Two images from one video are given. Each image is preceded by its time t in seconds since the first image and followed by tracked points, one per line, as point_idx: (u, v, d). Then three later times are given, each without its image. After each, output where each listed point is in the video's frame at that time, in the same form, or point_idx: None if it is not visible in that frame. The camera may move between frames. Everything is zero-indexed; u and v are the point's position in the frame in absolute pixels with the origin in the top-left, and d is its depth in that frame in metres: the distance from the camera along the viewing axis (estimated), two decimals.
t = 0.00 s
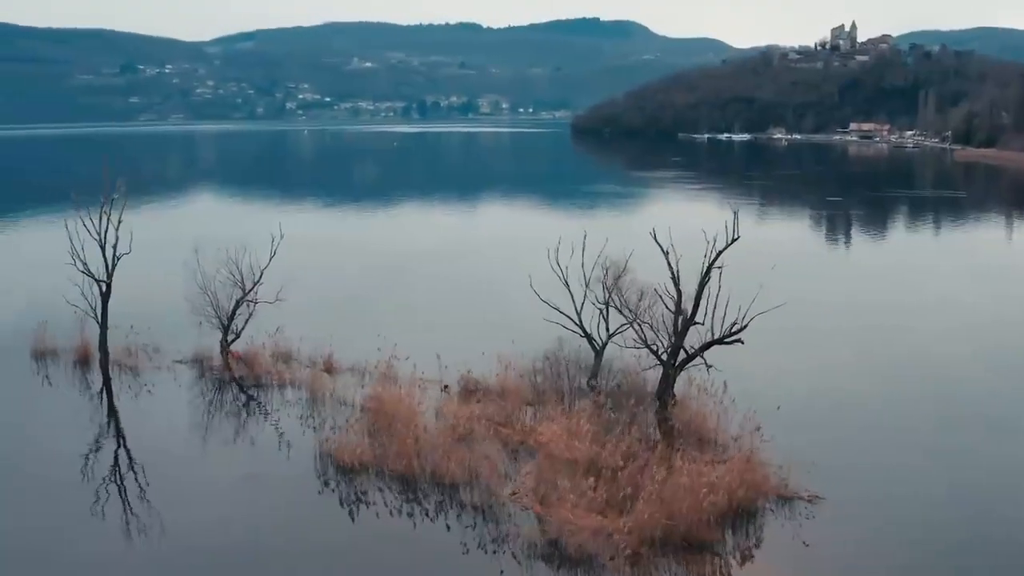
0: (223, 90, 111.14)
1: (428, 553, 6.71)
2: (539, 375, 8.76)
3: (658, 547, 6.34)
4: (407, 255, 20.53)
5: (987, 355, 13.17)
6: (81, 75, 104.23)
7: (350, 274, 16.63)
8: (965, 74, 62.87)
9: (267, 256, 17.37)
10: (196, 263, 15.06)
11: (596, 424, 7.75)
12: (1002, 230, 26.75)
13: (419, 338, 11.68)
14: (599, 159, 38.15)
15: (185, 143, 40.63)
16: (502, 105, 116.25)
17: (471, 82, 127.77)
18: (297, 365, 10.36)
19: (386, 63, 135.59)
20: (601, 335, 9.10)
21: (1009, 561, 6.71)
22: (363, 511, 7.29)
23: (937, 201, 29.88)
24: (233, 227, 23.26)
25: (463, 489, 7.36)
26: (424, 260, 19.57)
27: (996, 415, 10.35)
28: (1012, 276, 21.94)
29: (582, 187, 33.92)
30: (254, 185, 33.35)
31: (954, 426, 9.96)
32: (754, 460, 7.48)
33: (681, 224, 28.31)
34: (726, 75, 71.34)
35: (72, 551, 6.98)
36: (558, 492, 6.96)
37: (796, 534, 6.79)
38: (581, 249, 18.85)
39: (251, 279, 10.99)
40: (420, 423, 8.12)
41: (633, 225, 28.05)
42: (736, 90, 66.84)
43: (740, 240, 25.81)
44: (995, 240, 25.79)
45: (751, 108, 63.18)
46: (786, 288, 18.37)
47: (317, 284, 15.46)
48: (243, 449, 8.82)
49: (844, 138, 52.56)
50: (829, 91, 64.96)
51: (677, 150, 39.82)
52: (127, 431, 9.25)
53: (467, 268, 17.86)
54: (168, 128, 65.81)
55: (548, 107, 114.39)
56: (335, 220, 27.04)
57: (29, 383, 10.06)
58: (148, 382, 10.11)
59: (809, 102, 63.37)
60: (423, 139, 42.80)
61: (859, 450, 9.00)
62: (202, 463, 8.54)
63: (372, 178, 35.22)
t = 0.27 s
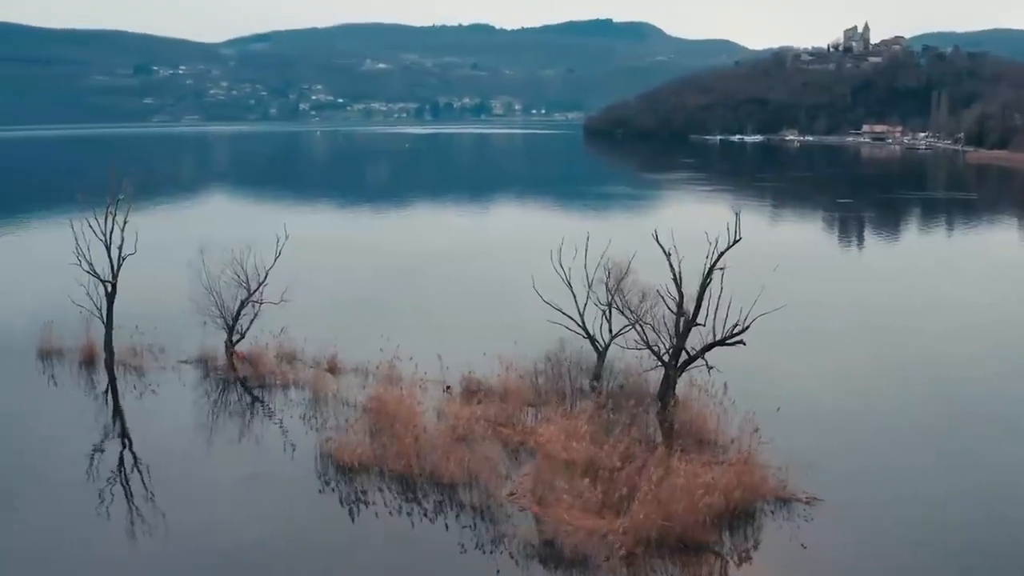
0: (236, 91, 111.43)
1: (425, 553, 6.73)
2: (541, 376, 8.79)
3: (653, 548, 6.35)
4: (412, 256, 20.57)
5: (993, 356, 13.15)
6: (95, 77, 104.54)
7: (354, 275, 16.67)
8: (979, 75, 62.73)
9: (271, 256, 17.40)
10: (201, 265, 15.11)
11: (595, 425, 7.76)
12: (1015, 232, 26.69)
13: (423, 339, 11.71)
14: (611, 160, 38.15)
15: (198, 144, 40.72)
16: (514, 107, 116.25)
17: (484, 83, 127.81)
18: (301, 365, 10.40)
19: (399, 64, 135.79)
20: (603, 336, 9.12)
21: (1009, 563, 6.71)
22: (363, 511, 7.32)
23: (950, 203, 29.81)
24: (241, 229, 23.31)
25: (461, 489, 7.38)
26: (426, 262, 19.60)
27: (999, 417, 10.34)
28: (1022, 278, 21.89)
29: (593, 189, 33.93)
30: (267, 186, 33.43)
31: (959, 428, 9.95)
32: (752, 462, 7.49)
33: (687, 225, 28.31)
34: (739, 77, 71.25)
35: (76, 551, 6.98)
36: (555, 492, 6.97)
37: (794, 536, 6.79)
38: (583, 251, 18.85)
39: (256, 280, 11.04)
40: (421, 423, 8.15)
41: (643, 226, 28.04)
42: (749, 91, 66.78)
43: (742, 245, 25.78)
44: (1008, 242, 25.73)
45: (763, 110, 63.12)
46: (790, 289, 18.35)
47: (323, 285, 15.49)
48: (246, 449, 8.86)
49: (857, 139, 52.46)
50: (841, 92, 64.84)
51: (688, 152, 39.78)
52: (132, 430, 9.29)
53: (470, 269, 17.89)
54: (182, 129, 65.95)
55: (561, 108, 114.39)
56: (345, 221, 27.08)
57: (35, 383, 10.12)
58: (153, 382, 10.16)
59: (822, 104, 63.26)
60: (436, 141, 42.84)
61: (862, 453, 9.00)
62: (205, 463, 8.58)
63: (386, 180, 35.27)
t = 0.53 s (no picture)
0: (251, 92, 111.66)
1: (423, 553, 6.75)
2: (541, 379, 8.81)
3: (648, 550, 6.36)
4: (419, 258, 20.56)
5: (997, 358, 13.14)
6: (112, 79, 104.80)
7: (360, 277, 16.70)
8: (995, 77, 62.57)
9: (277, 257, 17.43)
10: (208, 266, 15.14)
11: (594, 427, 7.77)
12: None
13: (427, 340, 11.73)
14: (626, 163, 38.12)
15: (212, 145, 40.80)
16: (529, 108, 116.25)
17: (499, 86, 127.85)
18: (306, 365, 10.45)
19: (414, 66, 135.84)
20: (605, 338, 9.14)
21: (1008, 567, 6.71)
22: (362, 511, 7.35)
23: (965, 205, 29.73)
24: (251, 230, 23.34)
25: (459, 491, 7.40)
26: (431, 264, 19.62)
27: (1001, 420, 10.34)
28: None
29: (608, 191, 33.90)
30: (281, 187, 33.48)
31: (965, 431, 9.94)
32: (751, 464, 7.51)
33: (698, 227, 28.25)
34: (753, 79, 71.14)
35: (82, 551, 6.99)
36: (552, 493, 6.99)
37: (791, 538, 6.79)
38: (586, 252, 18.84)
39: (262, 281, 11.09)
40: (422, 424, 8.18)
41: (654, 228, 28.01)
42: (763, 93, 66.68)
43: (745, 245, 25.69)
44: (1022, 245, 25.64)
45: (778, 112, 63.02)
46: (793, 290, 18.35)
47: (329, 287, 15.52)
48: (250, 449, 8.88)
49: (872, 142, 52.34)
50: (856, 94, 64.71)
51: (702, 154, 39.73)
52: (137, 430, 9.33)
53: (475, 271, 17.90)
54: (197, 130, 66.11)
55: (576, 111, 114.28)
56: (356, 223, 27.08)
57: (43, 383, 10.17)
58: (159, 382, 10.21)
59: (836, 106, 63.13)
60: (450, 143, 42.87)
61: (864, 458, 9.00)
62: (208, 463, 8.61)
63: (401, 181, 35.30)
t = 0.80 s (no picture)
0: (266, 94, 111.89)
1: (420, 553, 6.78)
2: (543, 380, 8.83)
3: (643, 550, 6.38)
4: (428, 259, 20.60)
5: (1004, 359, 13.12)
6: (128, 80, 105.08)
7: (367, 278, 16.74)
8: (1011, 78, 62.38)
9: (283, 258, 17.48)
10: (214, 267, 15.18)
11: (593, 428, 7.79)
12: None
13: (430, 341, 11.76)
14: (640, 164, 38.11)
15: (226, 147, 40.87)
16: (545, 109, 116.26)
17: (514, 88, 127.87)
18: (310, 366, 10.49)
19: (429, 68, 135.94)
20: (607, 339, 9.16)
21: (1006, 569, 6.70)
22: (361, 510, 7.38)
23: (979, 207, 29.65)
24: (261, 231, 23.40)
25: (458, 491, 7.43)
26: (438, 264, 19.65)
27: (1006, 421, 10.32)
28: None
29: (623, 193, 33.90)
30: (296, 189, 33.52)
31: (969, 433, 9.93)
32: (749, 466, 7.52)
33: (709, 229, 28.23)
34: (768, 80, 71.04)
35: (87, 550, 7.02)
36: (549, 494, 7.01)
37: (788, 539, 6.80)
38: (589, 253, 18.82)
39: (267, 281, 11.13)
40: (423, 424, 8.21)
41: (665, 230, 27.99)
42: (778, 95, 66.58)
43: (748, 246, 25.62)
44: None
45: (792, 113, 62.93)
46: (799, 291, 18.34)
47: (334, 287, 15.56)
48: (253, 449, 8.92)
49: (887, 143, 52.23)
50: (870, 96, 64.58)
51: (715, 156, 39.70)
52: (141, 430, 9.37)
53: (482, 273, 17.93)
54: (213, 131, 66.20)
55: (591, 112, 114.25)
56: (368, 224, 27.12)
57: (49, 383, 10.23)
58: (164, 382, 10.26)
59: (851, 107, 63.01)
60: (465, 145, 42.92)
61: (867, 460, 9.00)
62: (212, 462, 8.66)
63: (416, 183, 35.32)
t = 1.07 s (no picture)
0: (278, 95, 112.15)
1: (417, 553, 6.79)
2: (544, 381, 8.85)
3: (638, 551, 6.40)
4: (433, 259, 20.63)
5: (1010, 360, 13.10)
6: (141, 82, 105.32)
7: (371, 279, 16.78)
8: None
9: (287, 258, 17.52)
10: (219, 268, 15.22)
11: (592, 430, 7.80)
12: None
13: (434, 342, 11.79)
14: (652, 166, 38.10)
15: (238, 148, 40.95)
16: (557, 110, 116.29)
17: (526, 89, 127.89)
18: (314, 366, 10.53)
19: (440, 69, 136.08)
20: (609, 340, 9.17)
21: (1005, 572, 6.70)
22: (360, 510, 7.40)
23: (992, 209, 29.59)
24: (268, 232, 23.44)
25: (456, 492, 7.44)
26: (444, 265, 19.67)
27: (1010, 423, 10.31)
28: None
29: (634, 194, 33.89)
30: (308, 190, 33.58)
31: (974, 435, 9.92)
32: (747, 467, 7.53)
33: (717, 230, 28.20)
34: (780, 81, 70.96)
35: (93, 551, 7.02)
36: (546, 494, 7.02)
37: (785, 541, 6.81)
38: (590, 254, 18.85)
39: (271, 282, 11.17)
40: (423, 425, 8.24)
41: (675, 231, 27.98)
42: (789, 96, 66.50)
43: (743, 247, 25.61)
44: None
45: (804, 115, 62.85)
46: (804, 291, 18.33)
47: (338, 288, 15.59)
48: (255, 449, 8.95)
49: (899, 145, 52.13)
50: (881, 97, 64.45)
51: (726, 157, 39.67)
52: (144, 430, 9.40)
53: (486, 274, 17.96)
54: (225, 133, 66.26)
55: (603, 113, 114.24)
56: (377, 224, 27.15)
57: (55, 383, 10.28)
58: (168, 382, 10.30)
59: (862, 108, 62.90)
60: (477, 146, 42.95)
61: (871, 462, 8.99)
62: (213, 462, 8.69)
63: (428, 184, 35.37)
